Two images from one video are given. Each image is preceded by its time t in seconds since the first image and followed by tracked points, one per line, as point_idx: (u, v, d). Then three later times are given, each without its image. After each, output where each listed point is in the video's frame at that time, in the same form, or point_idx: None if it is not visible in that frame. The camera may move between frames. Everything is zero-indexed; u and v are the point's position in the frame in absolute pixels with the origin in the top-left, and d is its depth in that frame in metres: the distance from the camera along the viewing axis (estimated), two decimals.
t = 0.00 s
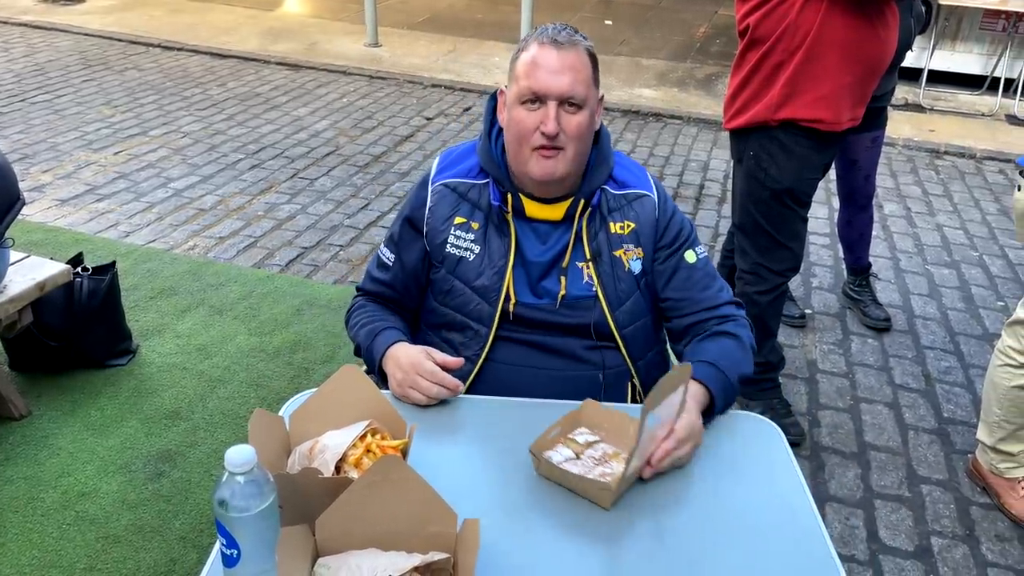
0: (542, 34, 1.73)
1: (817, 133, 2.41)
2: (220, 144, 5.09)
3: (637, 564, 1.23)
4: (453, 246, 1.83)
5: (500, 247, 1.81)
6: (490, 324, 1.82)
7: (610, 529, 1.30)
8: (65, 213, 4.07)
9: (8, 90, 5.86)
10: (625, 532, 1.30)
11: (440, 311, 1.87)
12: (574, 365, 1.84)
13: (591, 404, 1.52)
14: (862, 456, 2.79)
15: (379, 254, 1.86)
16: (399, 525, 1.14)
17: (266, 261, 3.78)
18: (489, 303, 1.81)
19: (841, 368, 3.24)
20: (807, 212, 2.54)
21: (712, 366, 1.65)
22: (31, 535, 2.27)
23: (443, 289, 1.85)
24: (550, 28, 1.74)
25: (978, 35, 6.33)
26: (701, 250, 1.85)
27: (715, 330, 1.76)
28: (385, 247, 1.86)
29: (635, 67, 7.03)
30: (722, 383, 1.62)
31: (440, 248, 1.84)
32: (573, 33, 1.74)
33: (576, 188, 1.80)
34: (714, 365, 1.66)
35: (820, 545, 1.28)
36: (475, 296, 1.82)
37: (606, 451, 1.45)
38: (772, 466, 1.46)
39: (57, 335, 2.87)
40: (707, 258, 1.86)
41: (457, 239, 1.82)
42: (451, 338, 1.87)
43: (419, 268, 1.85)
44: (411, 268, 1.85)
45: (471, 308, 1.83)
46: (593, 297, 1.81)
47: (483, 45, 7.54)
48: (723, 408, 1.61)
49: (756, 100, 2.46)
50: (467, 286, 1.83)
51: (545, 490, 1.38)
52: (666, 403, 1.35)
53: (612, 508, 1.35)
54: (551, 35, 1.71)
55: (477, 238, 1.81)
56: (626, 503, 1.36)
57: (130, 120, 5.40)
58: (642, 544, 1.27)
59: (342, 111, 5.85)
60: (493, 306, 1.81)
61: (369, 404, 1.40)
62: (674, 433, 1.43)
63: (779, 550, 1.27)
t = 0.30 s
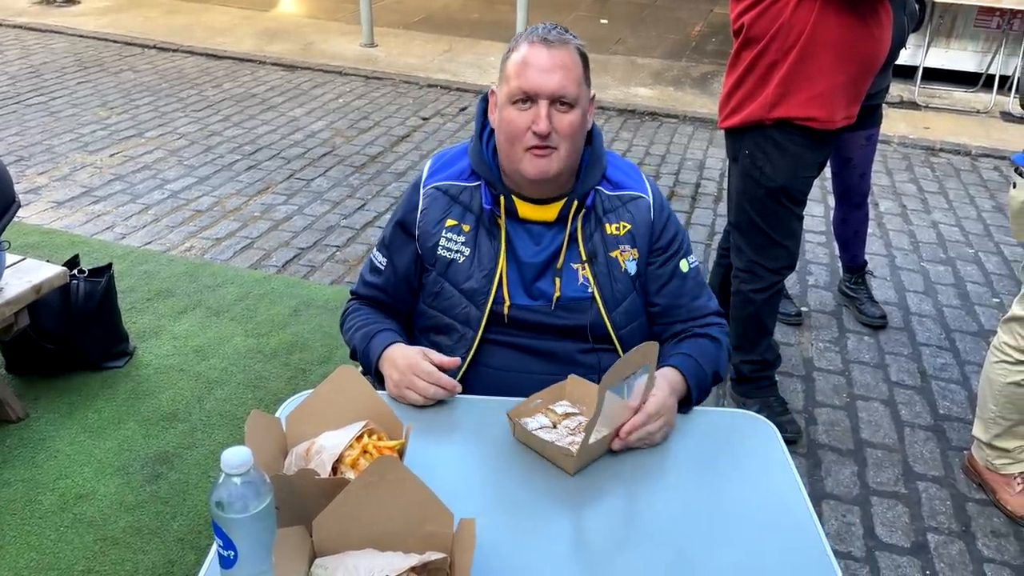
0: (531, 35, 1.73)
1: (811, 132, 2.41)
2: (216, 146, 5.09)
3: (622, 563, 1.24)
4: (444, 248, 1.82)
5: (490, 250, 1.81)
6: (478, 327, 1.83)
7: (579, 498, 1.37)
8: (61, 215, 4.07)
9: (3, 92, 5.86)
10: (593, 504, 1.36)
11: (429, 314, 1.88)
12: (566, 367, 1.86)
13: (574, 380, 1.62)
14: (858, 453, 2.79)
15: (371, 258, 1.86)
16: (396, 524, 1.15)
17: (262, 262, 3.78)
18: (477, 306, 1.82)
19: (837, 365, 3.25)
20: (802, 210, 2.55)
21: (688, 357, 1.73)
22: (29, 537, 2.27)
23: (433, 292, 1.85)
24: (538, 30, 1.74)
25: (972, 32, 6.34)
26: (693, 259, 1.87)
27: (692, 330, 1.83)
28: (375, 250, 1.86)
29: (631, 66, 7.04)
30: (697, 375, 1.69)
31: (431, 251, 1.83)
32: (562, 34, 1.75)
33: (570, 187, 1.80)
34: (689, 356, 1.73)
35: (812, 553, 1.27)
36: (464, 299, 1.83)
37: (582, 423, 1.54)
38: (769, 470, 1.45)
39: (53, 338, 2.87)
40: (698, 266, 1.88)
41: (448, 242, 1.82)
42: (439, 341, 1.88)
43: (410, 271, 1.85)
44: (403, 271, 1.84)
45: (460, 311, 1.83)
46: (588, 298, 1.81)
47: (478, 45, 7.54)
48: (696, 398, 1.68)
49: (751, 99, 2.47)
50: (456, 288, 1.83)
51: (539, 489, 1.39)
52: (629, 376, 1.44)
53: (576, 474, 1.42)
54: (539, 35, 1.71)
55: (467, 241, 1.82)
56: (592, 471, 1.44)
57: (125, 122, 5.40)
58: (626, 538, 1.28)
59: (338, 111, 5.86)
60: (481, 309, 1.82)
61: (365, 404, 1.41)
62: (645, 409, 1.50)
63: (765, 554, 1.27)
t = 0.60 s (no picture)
0: (518, 41, 1.73)
1: (807, 131, 2.42)
2: (214, 147, 5.09)
3: (619, 563, 1.24)
4: (437, 256, 1.82)
5: (484, 257, 1.81)
6: (473, 333, 1.83)
7: (576, 493, 1.38)
8: (58, 218, 4.07)
9: None
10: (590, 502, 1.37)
11: (425, 321, 1.87)
12: (561, 371, 1.86)
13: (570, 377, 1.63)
14: (855, 451, 2.80)
15: (363, 263, 1.86)
16: (394, 523, 1.15)
17: (260, 264, 3.79)
18: (472, 313, 1.82)
19: (835, 363, 3.26)
20: (798, 208, 2.55)
21: (673, 356, 1.76)
22: (29, 541, 2.27)
23: (428, 300, 1.85)
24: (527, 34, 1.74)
25: (968, 29, 6.35)
26: (686, 264, 1.89)
27: (682, 332, 1.85)
28: (368, 256, 1.86)
29: (627, 65, 7.04)
30: (684, 372, 1.73)
31: (424, 258, 1.83)
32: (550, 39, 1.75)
33: (563, 193, 1.80)
34: (675, 355, 1.77)
35: (810, 555, 1.27)
36: (459, 306, 1.83)
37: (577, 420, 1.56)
38: (769, 471, 1.45)
39: (52, 341, 2.87)
40: (691, 271, 1.90)
41: (442, 249, 1.82)
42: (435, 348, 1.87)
43: (404, 277, 1.85)
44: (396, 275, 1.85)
45: (455, 319, 1.83)
46: (583, 302, 1.82)
47: (475, 45, 7.54)
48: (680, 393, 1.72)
49: (747, 98, 2.48)
50: (451, 296, 1.83)
51: (535, 488, 1.39)
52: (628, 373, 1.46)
53: (572, 471, 1.43)
54: (528, 41, 1.71)
55: (461, 248, 1.81)
56: (590, 468, 1.45)
57: (122, 124, 5.39)
58: (625, 538, 1.29)
59: (335, 112, 5.86)
60: (477, 316, 1.82)
61: (363, 405, 1.41)
62: (646, 401, 1.52)
63: (762, 554, 1.27)
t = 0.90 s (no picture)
0: (497, 58, 1.64)
1: (804, 129, 2.42)
2: (212, 148, 5.09)
3: (619, 561, 1.24)
4: (429, 267, 1.82)
5: (477, 266, 1.81)
6: (469, 343, 1.84)
7: (575, 492, 1.39)
8: (56, 221, 4.07)
9: None
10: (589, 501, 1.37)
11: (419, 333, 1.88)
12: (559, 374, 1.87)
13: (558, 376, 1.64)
14: (854, 448, 2.81)
15: (351, 260, 1.84)
16: (394, 524, 1.16)
17: (259, 265, 3.79)
18: (469, 324, 1.82)
19: (833, 360, 3.27)
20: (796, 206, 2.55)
21: (669, 351, 1.75)
22: (29, 543, 2.28)
23: (422, 311, 1.85)
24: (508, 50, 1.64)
25: (965, 26, 6.35)
26: (680, 259, 1.90)
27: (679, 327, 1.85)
28: (356, 253, 1.84)
29: (625, 64, 7.05)
30: (679, 368, 1.73)
31: (416, 268, 1.83)
32: (531, 53, 1.65)
33: (554, 197, 1.79)
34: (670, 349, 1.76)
35: (809, 552, 1.27)
36: (454, 318, 1.83)
37: (573, 417, 1.57)
38: (768, 470, 1.45)
39: (51, 343, 2.88)
40: (684, 265, 1.91)
41: (433, 261, 1.81)
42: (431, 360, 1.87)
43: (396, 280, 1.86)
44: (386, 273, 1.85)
45: (449, 329, 1.83)
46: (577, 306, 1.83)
47: (473, 44, 7.54)
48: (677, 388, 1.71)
49: (744, 97, 2.48)
50: (445, 307, 1.83)
51: (536, 488, 1.39)
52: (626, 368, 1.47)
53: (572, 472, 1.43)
54: (509, 62, 1.62)
55: (453, 259, 1.81)
56: (590, 468, 1.45)
57: (120, 126, 5.39)
58: (624, 538, 1.29)
59: (333, 113, 5.86)
60: (472, 326, 1.83)
61: (361, 406, 1.41)
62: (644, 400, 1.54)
63: (761, 553, 1.27)
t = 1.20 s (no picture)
0: (500, 116, 1.53)
1: (802, 127, 2.42)
2: (211, 149, 5.09)
3: (618, 560, 1.24)
4: (417, 289, 1.77)
5: (466, 287, 1.76)
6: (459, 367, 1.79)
7: (573, 491, 1.39)
8: (56, 221, 4.07)
9: None
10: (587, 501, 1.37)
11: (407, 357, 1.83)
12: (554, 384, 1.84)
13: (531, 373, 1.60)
14: (854, 446, 2.81)
15: (338, 272, 1.76)
16: (393, 523, 1.15)
17: (258, 265, 3.79)
18: (459, 345, 1.78)
19: (832, 359, 3.27)
20: (794, 204, 2.55)
21: (659, 348, 1.77)
22: (29, 545, 2.27)
23: (411, 333, 1.80)
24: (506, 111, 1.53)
25: (964, 24, 6.35)
26: (670, 260, 1.91)
27: (671, 325, 1.87)
28: (344, 264, 1.77)
29: (623, 63, 7.05)
30: (670, 367, 1.74)
31: (404, 290, 1.78)
32: (530, 112, 1.54)
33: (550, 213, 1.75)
34: (662, 346, 1.78)
35: (809, 551, 1.27)
36: (445, 340, 1.78)
37: (562, 412, 1.57)
38: (766, 469, 1.45)
39: (51, 345, 2.87)
40: (675, 265, 1.92)
41: (422, 282, 1.77)
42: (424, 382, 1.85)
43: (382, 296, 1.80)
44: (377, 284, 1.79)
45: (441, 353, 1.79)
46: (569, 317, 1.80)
47: (472, 44, 7.55)
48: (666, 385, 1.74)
49: (742, 96, 2.48)
50: (436, 330, 1.78)
51: (537, 487, 1.39)
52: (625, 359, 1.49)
53: (572, 472, 1.43)
54: (509, 130, 1.51)
55: (442, 280, 1.76)
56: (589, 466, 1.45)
57: (119, 126, 5.39)
58: (621, 539, 1.29)
59: (332, 113, 5.86)
60: (462, 348, 1.79)
61: (360, 406, 1.42)
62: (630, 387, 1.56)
63: (758, 554, 1.27)
